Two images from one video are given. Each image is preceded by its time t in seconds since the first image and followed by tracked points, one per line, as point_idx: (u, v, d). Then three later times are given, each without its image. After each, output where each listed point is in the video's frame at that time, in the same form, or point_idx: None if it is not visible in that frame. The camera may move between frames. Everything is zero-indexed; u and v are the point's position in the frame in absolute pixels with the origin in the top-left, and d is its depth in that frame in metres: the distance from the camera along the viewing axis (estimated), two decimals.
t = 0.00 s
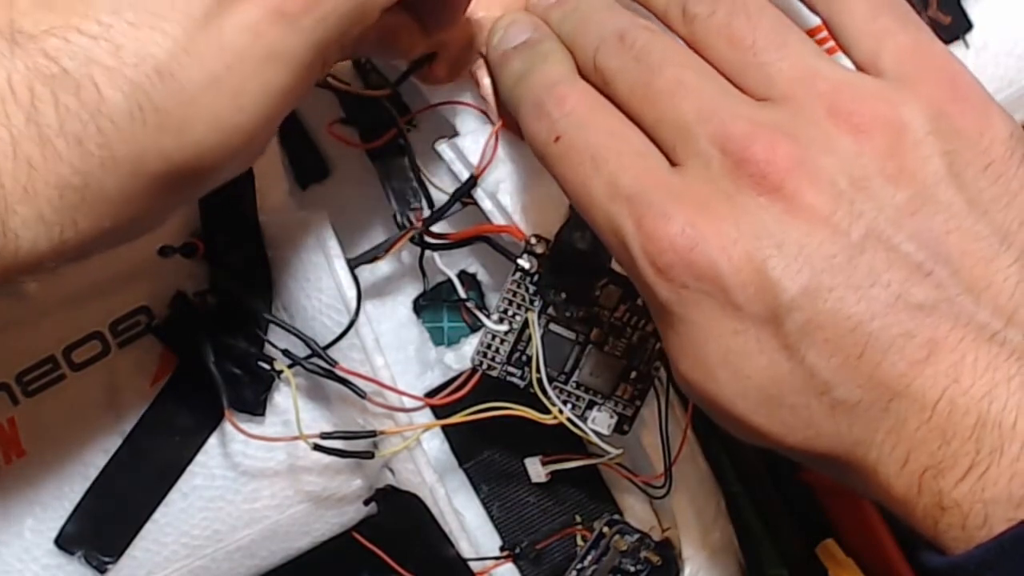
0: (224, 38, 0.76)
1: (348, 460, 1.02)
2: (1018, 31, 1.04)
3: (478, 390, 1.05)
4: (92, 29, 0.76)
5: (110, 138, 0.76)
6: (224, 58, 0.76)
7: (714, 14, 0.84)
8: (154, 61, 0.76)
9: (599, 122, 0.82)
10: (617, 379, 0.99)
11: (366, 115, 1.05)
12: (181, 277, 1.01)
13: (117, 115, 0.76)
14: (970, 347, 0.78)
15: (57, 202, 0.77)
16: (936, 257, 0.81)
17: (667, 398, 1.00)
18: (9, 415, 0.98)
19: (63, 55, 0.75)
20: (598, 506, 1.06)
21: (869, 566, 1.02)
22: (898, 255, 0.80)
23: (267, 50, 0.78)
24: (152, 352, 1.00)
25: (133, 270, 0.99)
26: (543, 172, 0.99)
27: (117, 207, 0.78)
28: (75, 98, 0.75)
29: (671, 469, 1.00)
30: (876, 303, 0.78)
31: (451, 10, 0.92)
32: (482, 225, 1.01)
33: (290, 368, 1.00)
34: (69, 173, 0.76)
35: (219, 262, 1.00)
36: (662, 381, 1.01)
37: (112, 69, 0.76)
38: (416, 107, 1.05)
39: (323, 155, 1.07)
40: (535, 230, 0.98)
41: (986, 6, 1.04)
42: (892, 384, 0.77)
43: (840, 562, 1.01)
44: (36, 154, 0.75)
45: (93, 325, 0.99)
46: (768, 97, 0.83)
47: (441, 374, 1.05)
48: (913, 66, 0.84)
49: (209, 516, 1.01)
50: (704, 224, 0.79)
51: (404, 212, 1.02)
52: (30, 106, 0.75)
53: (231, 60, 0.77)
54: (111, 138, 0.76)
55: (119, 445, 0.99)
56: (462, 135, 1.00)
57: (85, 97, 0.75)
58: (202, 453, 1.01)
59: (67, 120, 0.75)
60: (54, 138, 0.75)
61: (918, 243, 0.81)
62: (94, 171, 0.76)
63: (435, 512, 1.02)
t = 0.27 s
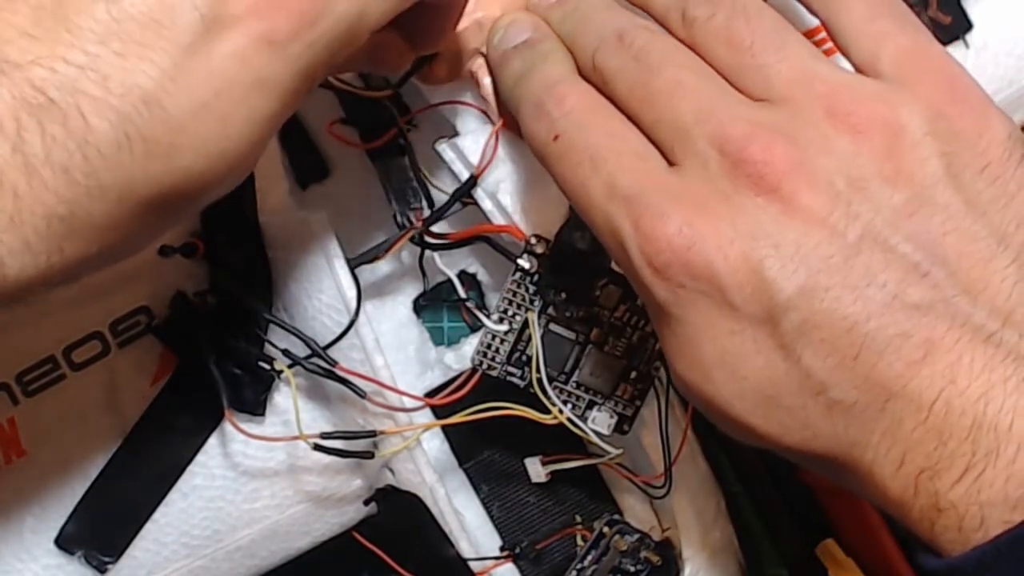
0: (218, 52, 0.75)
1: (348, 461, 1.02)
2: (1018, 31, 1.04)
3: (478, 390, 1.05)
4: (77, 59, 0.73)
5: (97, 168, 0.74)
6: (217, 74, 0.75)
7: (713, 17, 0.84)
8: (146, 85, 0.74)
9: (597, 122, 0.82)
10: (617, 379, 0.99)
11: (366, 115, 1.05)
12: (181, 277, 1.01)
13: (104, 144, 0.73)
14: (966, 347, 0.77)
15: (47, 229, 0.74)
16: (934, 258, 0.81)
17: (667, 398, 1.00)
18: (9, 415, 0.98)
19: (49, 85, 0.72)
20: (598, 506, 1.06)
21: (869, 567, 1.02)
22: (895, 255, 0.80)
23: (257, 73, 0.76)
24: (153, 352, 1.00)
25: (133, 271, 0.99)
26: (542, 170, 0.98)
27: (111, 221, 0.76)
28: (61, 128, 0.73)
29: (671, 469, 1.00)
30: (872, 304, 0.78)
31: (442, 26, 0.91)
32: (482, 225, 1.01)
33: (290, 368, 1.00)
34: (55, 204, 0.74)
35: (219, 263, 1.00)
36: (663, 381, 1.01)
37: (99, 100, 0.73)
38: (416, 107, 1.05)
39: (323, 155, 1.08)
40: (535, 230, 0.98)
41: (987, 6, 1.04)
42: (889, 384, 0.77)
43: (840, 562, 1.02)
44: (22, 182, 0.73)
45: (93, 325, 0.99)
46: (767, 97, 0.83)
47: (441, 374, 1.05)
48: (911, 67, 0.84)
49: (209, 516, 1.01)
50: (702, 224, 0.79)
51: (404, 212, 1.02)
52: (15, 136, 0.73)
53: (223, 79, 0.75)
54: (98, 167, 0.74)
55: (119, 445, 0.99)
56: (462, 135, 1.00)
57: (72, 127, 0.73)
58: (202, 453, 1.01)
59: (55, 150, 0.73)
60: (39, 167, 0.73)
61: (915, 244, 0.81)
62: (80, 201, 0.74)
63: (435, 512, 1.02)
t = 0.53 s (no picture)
0: (200, 44, 0.73)
1: (348, 460, 1.02)
2: (1018, 32, 1.04)
3: (478, 390, 1.05)
4: (59, 48, 0.73)
5: (77, 157, 0.73)
6: (200, 68, 0.74)
7: (712, 18, 0.84)
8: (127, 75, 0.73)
9: (597, 122, 0.82)
10: (617, 379, 0.99)
11: (366, 114, 1.05)
12: (181, 277, 1.01)
13: (85, 134, 0.73)
14: (966, 345, 0.77)
15: (31, 220, 0.74)
16: (933, 256, 0.81)
17: (667, 398, 1.00)
18: (9, 415, 0.98)
19: (30, 74, 0.72)
20: (598, 506, 1.06)
21: (869, 566, 1.02)
22: (894, 254, 0.80)
23: (240, 63, 0.74)
24: (153, 352, 1.00)
25: (133, 270, 0.99)
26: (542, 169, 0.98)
27: (95, 214, 0.75)
28: (41, 118, 0.72)
29: (671, 468, 1.00)
30: (872, 302, 0.78)
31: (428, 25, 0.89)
32: (482, 225, 1.01)
33: (290, 368, 1.00)
34: (35, 193, 0.73)
35: (219, 262, 0.99)
36: (662, 381, 1.01)
37: (79, 88, 0.72)
38: (416, 107, 1.04)
39: (322, 154, 1.07)
40: (535, 230, 0.98)
41: (987, 5, 1.04)
42: (888, 382, 0.77)
43: (840, 562, 1.02)
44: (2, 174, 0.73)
45: (93, 325, 0.99)
46: (766, 97, 0.83)
47: (441, 374, 1.05)
48: (910, 66, 0.84)
49: (209, 516, 1.01)
50: (701, 222, 0.79)
51: (404, 212, 1.02)
52: None
53: (206, 73, 0.74)
54: (79, 156, 0.73)
55: (119, 445, 0.99)
56: (462, 135, 1.00)
57: (52, 117, 0.72)
58: (202, 454, 1.01)
59: (34, 139, 0.72)
60: (19, 158, 0.73)
61: (914, 242, 0.81)
62: (61, 191, 0.74)
63: (435, 512, 1.02)
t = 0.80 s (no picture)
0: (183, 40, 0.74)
1: (348, 460, 1.02)
2: (1018, 31, 1.04)
3: (478, 390, 1.05)
4: (37, 46, 0.73)
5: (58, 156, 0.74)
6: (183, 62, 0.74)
7: (713, 19, 0.84)
8: (104, 72, 0.73)
9: (598, 123, 0.82)
10: (617, 379, 0.99)
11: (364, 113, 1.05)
12: (181, 277, 1.01)
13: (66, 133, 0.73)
14: (969, 345, 0.78)
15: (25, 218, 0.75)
16: (936, 255, 0.81)
17: (667, 398, 1.00)
18: (9, 415, 0.98)
19: (8, 72, 0.72)
20: (598, 506, 1.06)
21: (869, 567, 1.02)
22: (899, 253, 0.80)
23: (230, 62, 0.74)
24: (153, 351, 1.00)
25: (132, 269, 0.99)
26: (540, 167, 0.99)
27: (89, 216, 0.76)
28: (21, 116, 0.73)
29: (671, 468, 1.00)
30: (875, 301, 0.78)
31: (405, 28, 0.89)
32: (482, 225, 1.01)
33: (290, 368, 1.00)
34: (16, 193, 0.74)
35: (219, 263, 1.00)
36: (662, 381, 1.00)
37: (57, 85, 0.73)
38: (415, 107, 1.04)
39: (323, 154, 1.08)
40: (535, 230, 0.98)
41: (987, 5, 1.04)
42: (892, 381, 0.77)
43: (840, 562, 1.02)
44: None
45: (93, 325, 0.99)
46: (768, 97, 0.83)
47: (441, 374, 1.05)
48: (911, 67, 0.84)
49: (209, 515, 1.02)
50: (704, 222, 0.79)
51: (404, 211, 1.02)
52: None
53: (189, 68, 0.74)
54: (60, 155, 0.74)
55: (119, 445, 0.99)
56: (461, 135, 1.00)
57: (32, 115, 0.73)
58: (202, 454, 1.01)
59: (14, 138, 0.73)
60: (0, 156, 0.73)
61: (918, 241, 0.81)
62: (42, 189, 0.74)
63: (435, 512, 1.02)
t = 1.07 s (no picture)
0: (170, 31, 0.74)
1: (348, 460, 1.02)
2: (1018, 32, 1.04)
3: (478, 390, 1.05)
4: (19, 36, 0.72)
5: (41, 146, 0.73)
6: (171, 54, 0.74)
7: (712, 22, 0.84)
8: (83, 52, 0.65)
9: (597, 124, 0.82)
10: (617, 379, 0.99)
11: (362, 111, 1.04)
12: (181, 277, 1.01)
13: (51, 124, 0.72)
14: (967, 346, 0.78)
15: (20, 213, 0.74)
16: (934, 257, 0.81)
17: (667, 398, 1.00)
18: (9, 415, 0.98)
19: None
20: (598, 506, 1.07)
21: (869, 567, 1.02)
22: (896, 254, 0.80)
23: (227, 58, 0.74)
24: (153, 351, 1.01)
25: (132, 267, 0.98)
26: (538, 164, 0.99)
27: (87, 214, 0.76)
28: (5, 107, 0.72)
29: (671, 468, 1.00)
30: (873, 303, 0.79)
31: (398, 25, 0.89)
32: (482, 225, 1.01)
33: (290, 368, 1.01)
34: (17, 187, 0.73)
35: (218, 262, 0.99)
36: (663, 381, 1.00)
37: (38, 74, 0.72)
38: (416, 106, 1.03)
39: (323, 154, 1.08)
40: (535, 230, 0.98)
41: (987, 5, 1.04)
42: (890, 383, 0.77)
43: (840, 562, 1.02)
44: None
45: (93, 325, 0.99)
46: (767, 97, 0.83)
47: (441, 374, 1.05)
48: (910, 68, 0.84)
49: (209, 515, 1.02)
50: (702, 223, 0.79)
51: (404, 212, 1.02)
52: None
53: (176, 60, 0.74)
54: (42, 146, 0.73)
55: (119, 445, 0.99)
56: (461, 135, 1.00)
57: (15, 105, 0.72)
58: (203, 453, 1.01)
59: None
60: None
61: (915, 243, 0.81)
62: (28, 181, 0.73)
63: (435, 512, 1.02)
